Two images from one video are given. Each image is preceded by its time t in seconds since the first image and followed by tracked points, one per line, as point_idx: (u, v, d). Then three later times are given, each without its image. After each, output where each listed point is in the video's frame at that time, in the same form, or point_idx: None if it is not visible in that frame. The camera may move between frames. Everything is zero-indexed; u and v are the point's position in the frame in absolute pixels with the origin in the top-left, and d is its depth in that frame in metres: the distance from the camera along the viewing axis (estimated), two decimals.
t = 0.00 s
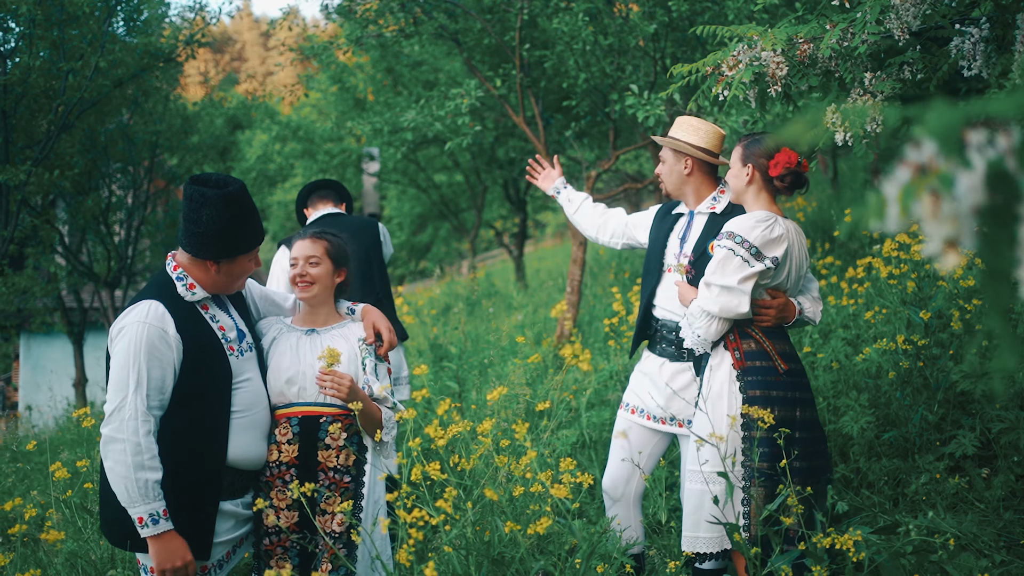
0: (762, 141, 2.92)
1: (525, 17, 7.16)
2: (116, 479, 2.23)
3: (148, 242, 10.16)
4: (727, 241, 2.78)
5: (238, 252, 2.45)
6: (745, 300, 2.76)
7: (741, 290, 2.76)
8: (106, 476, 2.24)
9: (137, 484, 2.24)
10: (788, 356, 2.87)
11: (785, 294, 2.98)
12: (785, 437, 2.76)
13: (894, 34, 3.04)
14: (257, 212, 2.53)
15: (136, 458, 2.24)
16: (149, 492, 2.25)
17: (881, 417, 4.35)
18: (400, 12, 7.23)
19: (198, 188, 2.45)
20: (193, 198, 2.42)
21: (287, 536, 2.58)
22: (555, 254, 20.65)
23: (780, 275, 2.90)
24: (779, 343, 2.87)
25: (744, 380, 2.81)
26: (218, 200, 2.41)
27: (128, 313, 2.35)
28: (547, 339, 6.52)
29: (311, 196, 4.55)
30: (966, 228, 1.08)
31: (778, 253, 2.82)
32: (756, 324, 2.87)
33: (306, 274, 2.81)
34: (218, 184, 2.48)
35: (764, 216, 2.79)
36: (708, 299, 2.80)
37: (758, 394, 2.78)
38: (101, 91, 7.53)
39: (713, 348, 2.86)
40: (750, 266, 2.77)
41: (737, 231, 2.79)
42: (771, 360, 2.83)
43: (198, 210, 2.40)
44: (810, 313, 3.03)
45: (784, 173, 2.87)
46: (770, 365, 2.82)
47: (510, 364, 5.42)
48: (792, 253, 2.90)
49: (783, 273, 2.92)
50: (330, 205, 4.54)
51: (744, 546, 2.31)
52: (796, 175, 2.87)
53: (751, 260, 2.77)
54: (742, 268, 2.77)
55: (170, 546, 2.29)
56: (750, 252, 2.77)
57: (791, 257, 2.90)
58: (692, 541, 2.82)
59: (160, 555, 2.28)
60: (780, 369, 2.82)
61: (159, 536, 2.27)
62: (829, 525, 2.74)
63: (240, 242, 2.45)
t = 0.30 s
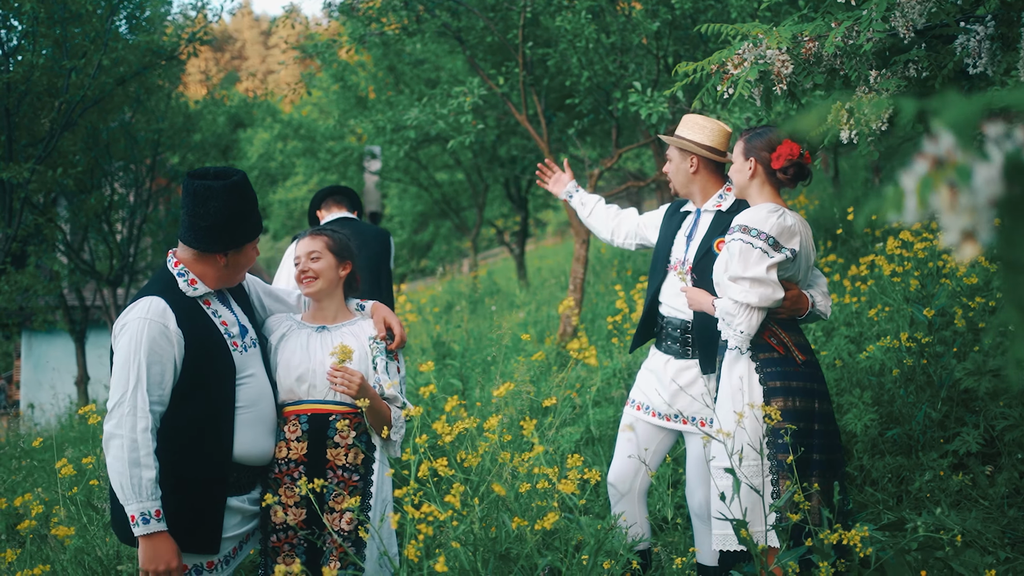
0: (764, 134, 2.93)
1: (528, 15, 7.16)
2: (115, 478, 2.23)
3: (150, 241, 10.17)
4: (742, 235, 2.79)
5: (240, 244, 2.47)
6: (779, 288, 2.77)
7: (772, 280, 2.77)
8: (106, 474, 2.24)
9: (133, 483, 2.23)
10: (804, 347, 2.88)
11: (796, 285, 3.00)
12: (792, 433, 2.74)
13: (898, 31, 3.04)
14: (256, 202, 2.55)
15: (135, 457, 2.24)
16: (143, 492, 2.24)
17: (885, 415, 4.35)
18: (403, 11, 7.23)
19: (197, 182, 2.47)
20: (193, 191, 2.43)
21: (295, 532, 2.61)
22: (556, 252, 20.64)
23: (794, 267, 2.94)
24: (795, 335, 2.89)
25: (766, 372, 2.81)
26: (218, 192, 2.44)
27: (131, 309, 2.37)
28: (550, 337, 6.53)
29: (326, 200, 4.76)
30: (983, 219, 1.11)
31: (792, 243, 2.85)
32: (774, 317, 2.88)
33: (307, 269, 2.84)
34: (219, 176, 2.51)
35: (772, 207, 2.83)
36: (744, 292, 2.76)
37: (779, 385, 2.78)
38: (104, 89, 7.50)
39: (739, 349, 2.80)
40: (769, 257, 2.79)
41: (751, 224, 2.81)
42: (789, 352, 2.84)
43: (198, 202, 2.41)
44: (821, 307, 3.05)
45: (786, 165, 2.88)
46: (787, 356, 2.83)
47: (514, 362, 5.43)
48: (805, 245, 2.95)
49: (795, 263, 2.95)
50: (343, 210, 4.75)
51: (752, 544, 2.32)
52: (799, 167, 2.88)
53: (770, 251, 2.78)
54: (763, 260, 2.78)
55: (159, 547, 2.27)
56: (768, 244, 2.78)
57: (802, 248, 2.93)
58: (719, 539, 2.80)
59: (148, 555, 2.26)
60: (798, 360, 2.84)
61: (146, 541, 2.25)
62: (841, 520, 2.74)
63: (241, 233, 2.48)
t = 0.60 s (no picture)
0: (772, 128, 2.93)
1: (532, 12, 7.16)
2: (149, 471, 2.24)
3: (152, 238, 10.17)
4: (753, 228, 2.80)
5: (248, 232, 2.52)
6: (790, 281, 2.77)
7: (782, 271, 2.77)
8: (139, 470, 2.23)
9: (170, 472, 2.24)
10: (818, 341, 2.89)
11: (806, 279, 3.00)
12: (804, 427, 2.75)
13: (907, 27, 3.05)
14: (256, 192, 2.59)
15: (167, 448, 2.25)
16: (180, 479, 2.26)
17: (890, 412, 4.38)
18: (407, 8, 7.22)
19: (200, 172, 2.49)
20: (197, 182, 2.46)
21: (303, 528, 2.61)
22: (557, 250, 20.63)
23: (805, 261, 2.93)
24: (808, 328, 2.90)
25: (783, 366, 2.80)
26: (223, 182, 2.48)
27: (139, 305, 2.36)
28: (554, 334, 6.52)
29: (340, 199, 4.91)
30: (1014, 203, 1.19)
31: (802, 236, 2.85)
32: (787, 310, 2.88)
33: (315, 264, 2.84)
34: (223, 166, 2.54)
35: (781, 200, 2.83)
36: (756, 287, 2.77)
37: (798, 378, 2.78)
38: (106, 86, 7.49)
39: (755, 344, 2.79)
40: (780, 250, 2.79)
41: (761, 218, 2.81)
42: (805, 346, 2.84)
43: (204, 194, 2.44)
44: (829, 300, 3.05)
45: (794, 161, 2.87)
46: (804, 349, 2.83)
47: (518, 359, 5.42)
48: (815, 239, 2.94)
49: (806, 257, 2.94)
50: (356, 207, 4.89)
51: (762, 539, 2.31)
52: (806, 162, 2.88)
53: (781, 244, 2.78)
54: (774, 252, 2.78)
55: (210, 528, 2.31)
56: (779, 237, 2.78)
57: (813, 242, 2.93)
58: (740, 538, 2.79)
59: (200, 537, 2.31)
60: (814, 353, 2.84)
61: (197, 524, 2.29)
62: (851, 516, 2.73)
63: (247, 222, 2.53)
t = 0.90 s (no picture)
0: (777, 123, 2.90)
1: (536, 8, 7.12)
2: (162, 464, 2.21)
3: (154, 236, 10.14)
4: (767, 226, 2.78)
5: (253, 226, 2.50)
6: (805, 278, 2.75)
7: (800, 269, 2.75)
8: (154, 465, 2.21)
9: (182, 465, 2.22)
10: (830, 338, 2.89)
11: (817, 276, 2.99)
12: (816, 424, 2.74)
13: (919, 22, 3.01)
14: (260, 184, 2.58)
15: (179, 441, 2.23)
16: (191, 470, 2.23)
17: (897, 409, 4.36)
18: (411, 4, 7.19)
19: (204, 166, 2.47)
20: (202, 176, 2.44)
21: (311, 525, 2.60)
22: (559, 248, 20.61)
23: (816, 258, 2.92)
24: (819, 325, 2.90)
25: (798, 363, 2.79)
26: (229, 174, 2.47)
27: (147, 303, 2.35)
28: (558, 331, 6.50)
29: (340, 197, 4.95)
30: None
31: (816, 232, 2.84)
32: (800, 308, 2.88)
33: (321, 262, 2.83)
34: (225, 159, 2.52)
35: (793, 196, 2.82)
36: (769, 284, 2.74)
37: (811, 376, 2.77)
38: (109, 82, 7.45)
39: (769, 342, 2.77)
40: (796, 247, 2.77)
41: (775, 215, 2.79)
42: (819, 343, 2.84)
43: (210, 187, 2.42)
44: (839, 295, 3.04)
45: (800, 153, 2.86)
46: (818, 347, 2.83)
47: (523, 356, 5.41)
48: (825, 235, 2.93)
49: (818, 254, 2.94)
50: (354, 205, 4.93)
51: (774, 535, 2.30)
52: (813, 155, 2.86)
53: (795, 241, 2.77)
54: (790, 250, 2.76)
55: (230, 512, 2.28)
56: (794, 234, 2.76)
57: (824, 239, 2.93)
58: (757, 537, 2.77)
59: (222, 526, 2.27)
60: (826, 351, 2.83)
61: (217, 514, 2.26)
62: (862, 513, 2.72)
63: (253, 215, 2.52)
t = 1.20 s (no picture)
0: (785, 118, 2.88)
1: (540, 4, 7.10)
2: (204, 411, 2.21)
3: (155, 233, 10.12)
4: (773, 223, 2.75)
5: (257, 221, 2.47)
6: (807, 276, 2.73)
7: (802, 268, 2.73)
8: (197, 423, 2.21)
9: (218, 389, 2.22)
10: (834, 338, 2.85)
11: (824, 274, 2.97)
12: (828, 421, 2.72)
13: (931, 16, 3.00)
14: (265, 179, 2.55)
15: (207, 379, 2.23)
16: (223, 377, 2.24)
17: (904, 407, 4.35)
18: None
19: (207, 161, 2.45)
20: (205, 171, 2.42)
21: (321, 523, 2.59)
22: (559, 245, 20.59)
23: (822, 257, 2.89)
24: (824, 325, 2.86)
25: (798, 363, 2.77)
26: (231, 170, 2.43)
27: (150, 299, 2.34)
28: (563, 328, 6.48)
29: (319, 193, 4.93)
30: None
31: (822, 231, 2.81)
32: (803, 307, 2.85)
33: (332, 258, 2.81)
34: (229, 153, 2.50)
35: (802, 194, 2.79)
36: (771, 281, 2.73)
37: (810, 376, 2.75)
38: (110, 78, 7.40)
39: (771, 340, 2.76)
40: (801, 246, 2.75)
41: (782, 212, 2.77)
42: (821, 343, 2.81)
43: (212, 181, 2.40)
44: (849, 294, 3.01)
45: (812, 148, 2.83)
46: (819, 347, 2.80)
47: (528, 353, 5.40)
48: (833, 233, 2.90)
49: (824, 252, 2.91)
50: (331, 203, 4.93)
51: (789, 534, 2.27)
52: (824, 149, 2.84)
53: (800, 239, 2.75)
54: (794, 248, 2.74)
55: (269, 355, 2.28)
56: (799, 232, 2.74)
57: (832, 237, 2.90)
58: (751, 533, 2.77)
59: (283, 372, 2.27)
60: (829, 352, 2.80)
61: (266, 373, 2.27)
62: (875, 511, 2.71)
63: (258, 210, 2.49)
